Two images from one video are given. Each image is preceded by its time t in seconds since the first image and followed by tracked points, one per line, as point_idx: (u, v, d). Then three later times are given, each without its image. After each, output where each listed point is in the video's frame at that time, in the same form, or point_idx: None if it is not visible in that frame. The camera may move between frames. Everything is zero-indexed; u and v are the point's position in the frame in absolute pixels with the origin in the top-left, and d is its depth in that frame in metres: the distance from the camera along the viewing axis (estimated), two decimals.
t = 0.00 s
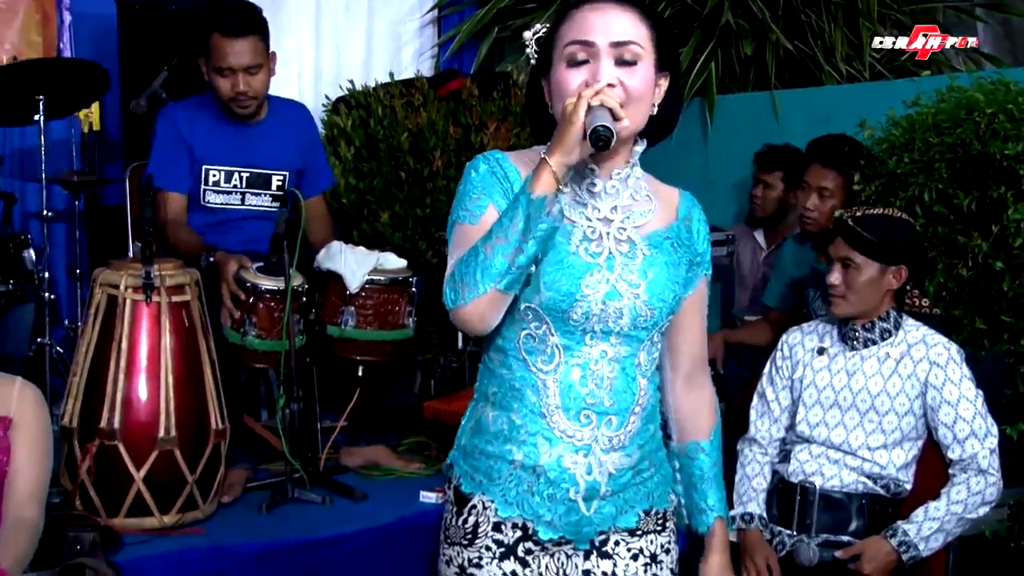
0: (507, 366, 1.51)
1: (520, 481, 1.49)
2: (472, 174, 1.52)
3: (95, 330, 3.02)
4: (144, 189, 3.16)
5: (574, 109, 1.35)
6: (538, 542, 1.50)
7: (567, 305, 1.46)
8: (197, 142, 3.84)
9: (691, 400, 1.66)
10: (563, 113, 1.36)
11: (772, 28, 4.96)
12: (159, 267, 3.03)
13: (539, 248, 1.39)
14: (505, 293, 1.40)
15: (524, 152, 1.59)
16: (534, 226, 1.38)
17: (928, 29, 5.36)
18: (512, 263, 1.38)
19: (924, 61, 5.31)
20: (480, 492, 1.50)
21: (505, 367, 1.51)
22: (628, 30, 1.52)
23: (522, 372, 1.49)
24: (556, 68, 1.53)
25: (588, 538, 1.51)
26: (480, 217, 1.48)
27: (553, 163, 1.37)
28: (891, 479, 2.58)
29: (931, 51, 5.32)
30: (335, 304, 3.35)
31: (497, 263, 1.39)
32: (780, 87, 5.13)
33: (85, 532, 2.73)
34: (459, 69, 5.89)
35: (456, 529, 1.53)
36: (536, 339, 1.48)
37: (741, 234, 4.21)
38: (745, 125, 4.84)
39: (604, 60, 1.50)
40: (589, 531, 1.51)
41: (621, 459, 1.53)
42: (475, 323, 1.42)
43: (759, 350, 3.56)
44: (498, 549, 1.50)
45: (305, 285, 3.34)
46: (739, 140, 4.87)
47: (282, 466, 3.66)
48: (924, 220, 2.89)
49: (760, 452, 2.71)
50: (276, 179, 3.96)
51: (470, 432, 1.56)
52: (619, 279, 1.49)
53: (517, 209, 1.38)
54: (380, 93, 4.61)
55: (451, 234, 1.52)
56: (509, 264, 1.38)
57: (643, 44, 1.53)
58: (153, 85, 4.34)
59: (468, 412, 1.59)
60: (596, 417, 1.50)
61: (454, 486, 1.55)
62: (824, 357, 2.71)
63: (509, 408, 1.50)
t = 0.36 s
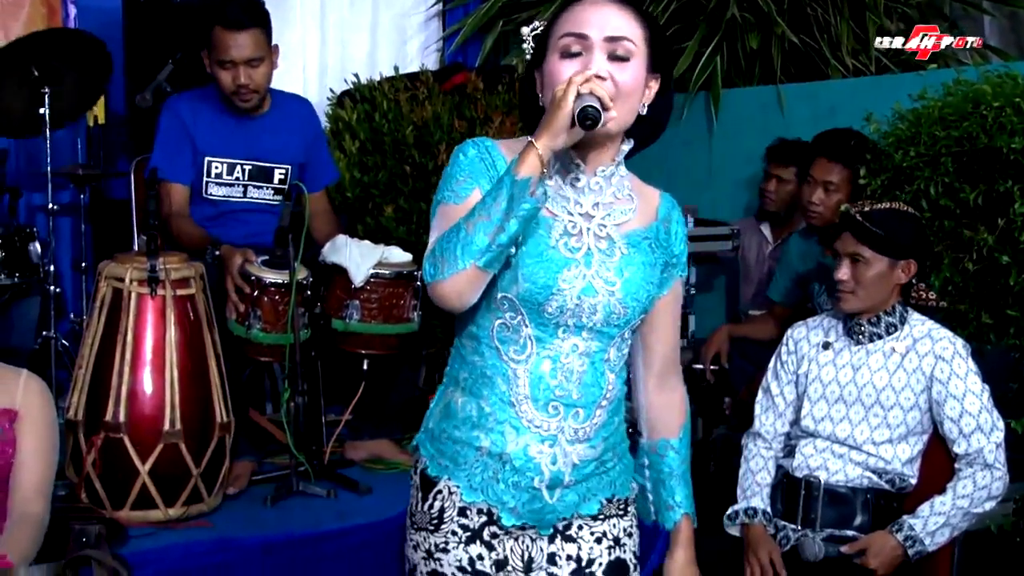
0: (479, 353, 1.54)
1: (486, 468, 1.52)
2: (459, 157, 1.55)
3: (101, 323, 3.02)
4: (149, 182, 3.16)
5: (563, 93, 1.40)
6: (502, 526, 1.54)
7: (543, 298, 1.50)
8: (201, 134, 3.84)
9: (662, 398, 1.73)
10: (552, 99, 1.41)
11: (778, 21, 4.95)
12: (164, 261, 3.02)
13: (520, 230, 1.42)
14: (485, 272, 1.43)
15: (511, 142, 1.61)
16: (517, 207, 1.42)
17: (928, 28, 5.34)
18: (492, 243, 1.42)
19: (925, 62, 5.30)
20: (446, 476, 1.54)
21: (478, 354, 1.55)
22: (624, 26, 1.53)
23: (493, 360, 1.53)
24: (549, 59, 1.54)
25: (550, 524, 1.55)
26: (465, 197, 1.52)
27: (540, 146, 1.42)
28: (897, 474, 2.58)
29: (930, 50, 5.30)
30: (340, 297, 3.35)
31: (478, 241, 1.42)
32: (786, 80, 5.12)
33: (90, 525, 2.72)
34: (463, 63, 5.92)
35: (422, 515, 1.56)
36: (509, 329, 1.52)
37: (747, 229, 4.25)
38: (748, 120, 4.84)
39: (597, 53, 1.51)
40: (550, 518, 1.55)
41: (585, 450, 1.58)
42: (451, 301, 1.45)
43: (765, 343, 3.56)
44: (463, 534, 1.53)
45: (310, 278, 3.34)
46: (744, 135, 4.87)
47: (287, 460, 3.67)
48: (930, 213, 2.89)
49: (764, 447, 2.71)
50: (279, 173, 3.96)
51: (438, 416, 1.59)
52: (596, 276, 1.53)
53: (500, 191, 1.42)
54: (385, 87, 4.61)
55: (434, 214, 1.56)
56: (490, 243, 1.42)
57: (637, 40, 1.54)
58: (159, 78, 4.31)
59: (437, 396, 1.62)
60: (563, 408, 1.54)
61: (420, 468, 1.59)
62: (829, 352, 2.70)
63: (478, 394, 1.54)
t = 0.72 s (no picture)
0: (448, 354, 1.57)
1: (447, 464, 1.55)
2: (440, 164, 1.58)
3: (99, 325, 3.01)
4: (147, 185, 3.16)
5: (549, 118, 1.41)
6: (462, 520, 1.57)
7: (513, 305, 1.53)
8: (194, 142, 3.84)
9: (631, 407, 1.75)
10: (538, 122, 1.42)
11: (776, 23, 4.95)
12: (162, 263, 3.03)
13: (497, 246, 1.44)
14: (459, 285, 1.45)
15: (487, 152, 1.63)
16: (496, 223, 1.44)
17: (927, 27, 5.32)
18: (471, 259, 1.43)
19: (924, 62, 5.30)
20: (408, 470, 1.57)
21: (447, 355, 1.58)
22: (608, 48, 1.55)
23: (461, 362, 1.56)
24: (532, 75, 1.55)
25: (508, 523, 1.58)
26: (445, 207, 1.54)
27: (521, 167, 1.43)
28: (895, 475, 2.57)
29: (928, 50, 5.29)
30: (338, 300, 3.35)
31: (456, 256, 1.44)
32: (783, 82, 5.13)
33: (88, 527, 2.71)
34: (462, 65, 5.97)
35: (384, 507, 1.59)
36: (479, 332, 1.55)
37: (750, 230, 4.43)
38: (745, 122, 4.85)
39: (581, 74, 1.53)
40: (508, 517, 1.58)
41: (546, 454, 1.61)
42: (428, 312, 1.47)
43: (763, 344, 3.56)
44: (424, 525, 1.56)
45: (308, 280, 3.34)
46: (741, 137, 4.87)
47: (286, 462, 3.66)
48: (928, 214, 2.88)
49: (763, 448, 2.71)
50: (274, 174, 3.94)
51: (404, 412, 1.63)
52: (566, 286, 1.56)
53: (481, 206, 1.44)
54: (382, 89, 4.60)
55: (413, 220, 1.58)
56: (468, 259, 1.43)
57: (620, 63, 1.56)
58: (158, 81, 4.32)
59: (404, 392, 1.66)
60: (526, 413, 1.57)
61: (383, 462, 1.63)
62: (828, 353, 2.70)
63: (445, 393, 1.57)
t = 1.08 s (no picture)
0: (437, 351, 1.61)
1: (434, 457, 1.60)
2: (432, 169, 1.62)
3: (107, 323, 3.02)
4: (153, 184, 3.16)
5: (543, 131, 1.43)
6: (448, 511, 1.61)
7: (503, 306, 1.56)
8: (187, 156, 3.87)
9: (618, 405, 1.78)
10: (532, 134, 1.44)
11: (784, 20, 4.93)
12: (170, 262, 3.04)
13: (488, 251, 1.46)
14: (451, 288, 1.47)
15: (479, 155, 1.68)
16: (488, 229, 1.46)
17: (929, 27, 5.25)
18: (463, 263, 1.46)
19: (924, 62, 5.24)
20: (396, 462, 1.60)
21: (436, 352, 1.62)
22: (602, 59, 1.59)
23: (450, 359, 1.60)
24: (527, 82, 1.59)
25: (493, 514, 1.63)
26: (436, 211, 1.57)
27: (513, 174, 1.45)
28: (903, 473, 2.57)
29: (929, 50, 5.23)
30: (345, 297, 3.36)
31: (449, 261, 1.46)
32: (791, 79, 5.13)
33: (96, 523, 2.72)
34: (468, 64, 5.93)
35: (371, 500, 1.62)
36: (468, 331, 1.59)
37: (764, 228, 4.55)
38: (754, 119, 4.83)
39: (575, 84, 1.57)
40: (494, 508, 1.62)
41: (530, 451, 1.66)
42: (420, 312, 1.49)
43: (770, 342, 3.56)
44: (412, 517, 1.60)
45: (316, 278, 3.36)
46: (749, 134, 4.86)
47: (293, 460, 3.67)
48: (936, 211, 2.89)
49: (771, 445, 2.70)
50: (274, 176, 3.96)
51: (392, 406, 1.66)
52: (554, 288, 1.60)
53: (475, 211, 1.46)
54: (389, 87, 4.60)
55: (405, 222, 1.61)
56: (460, 263, 1.45)
57: (613, 75, 1.60)
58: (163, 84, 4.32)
59: (392, 387, 1.70)
60: (513, 410, 1.62)
61: (371, 453, 1.65)
62: (835, 351, 2.70)
63: (433, 390, 1.60)
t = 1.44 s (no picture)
0: (427, 347, 1.64)
1: (427, 453, 1.62)
2: (420, 163, 1.62)
3: (108, 317, 3.02)
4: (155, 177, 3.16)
5: (540, 122, 1.45)
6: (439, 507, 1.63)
7: (495, 299, 1.60)
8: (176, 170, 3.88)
9: (598, 397, 1.83)
10: (527, 125, 1.46)
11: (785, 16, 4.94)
12: (171, 256, 3.03)
13: (489, 244, 1.48)
14: (452, 282, 1.49)
15: (465, 150, 1.70)
16: (489, 222, 1.48)
17: (928, 28, 5.32)
18: (466, 255, 1.47)
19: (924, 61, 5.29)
20: (387, 460, 1.62)
21: (426, 348, 1.64)
22: (588, 55, 1.63)
23: (441, 354, 1.62)
24: (516, 76, 1.63)
25: (484, 509, 1.65)
26: (429, 206, 1.59)
27: (512, 166, 1.47)
28: (903, 469, 2.57)
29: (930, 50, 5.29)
30: (346, 292, 3.36)
31: (452, 253, 1.47)
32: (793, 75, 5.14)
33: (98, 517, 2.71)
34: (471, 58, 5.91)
35: (363, 497, 1.63)
36: (458, 325, 1.62)
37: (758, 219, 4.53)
38: (755, 115, 4.83)
39: (563, 78, 1.61)
40: (485, 502, 1.65)
41: (520, 445, 1.68)
42: (422, 307, 1.49)
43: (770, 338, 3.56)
44: (404, 513, 1.61)
45: (317, 272, 3.36)
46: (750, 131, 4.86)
47: (294, 455, 3.67)
48: (937, 207, 2.87)
49: (770, 441, 2.71)
50: (268, 178, 4.04)
51: (380, 403, 1.67)
52: (543, 282, 1.64)
53: (475, 204, 1.48)
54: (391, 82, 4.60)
55: (396, 219, 1.62)
56: (463, 255, 1.47)
57: (599, 70, 1.64)
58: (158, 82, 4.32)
59: (378, 385, 1.71)
60: (503, 404, 1.64)
61: (360, 451, 1.66)
62: (835, 346, 2.70)
63: (424, 385, 1.62)
